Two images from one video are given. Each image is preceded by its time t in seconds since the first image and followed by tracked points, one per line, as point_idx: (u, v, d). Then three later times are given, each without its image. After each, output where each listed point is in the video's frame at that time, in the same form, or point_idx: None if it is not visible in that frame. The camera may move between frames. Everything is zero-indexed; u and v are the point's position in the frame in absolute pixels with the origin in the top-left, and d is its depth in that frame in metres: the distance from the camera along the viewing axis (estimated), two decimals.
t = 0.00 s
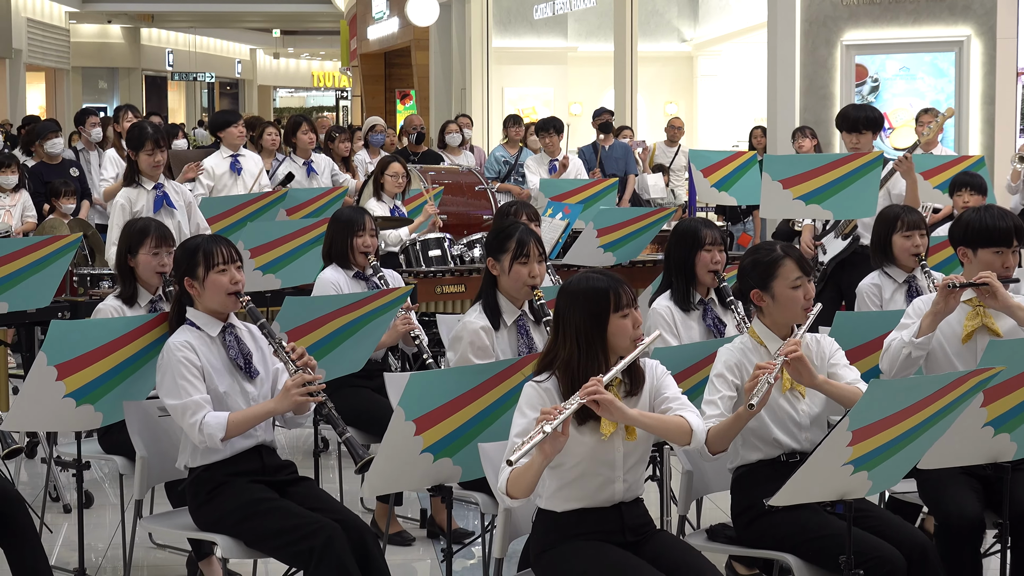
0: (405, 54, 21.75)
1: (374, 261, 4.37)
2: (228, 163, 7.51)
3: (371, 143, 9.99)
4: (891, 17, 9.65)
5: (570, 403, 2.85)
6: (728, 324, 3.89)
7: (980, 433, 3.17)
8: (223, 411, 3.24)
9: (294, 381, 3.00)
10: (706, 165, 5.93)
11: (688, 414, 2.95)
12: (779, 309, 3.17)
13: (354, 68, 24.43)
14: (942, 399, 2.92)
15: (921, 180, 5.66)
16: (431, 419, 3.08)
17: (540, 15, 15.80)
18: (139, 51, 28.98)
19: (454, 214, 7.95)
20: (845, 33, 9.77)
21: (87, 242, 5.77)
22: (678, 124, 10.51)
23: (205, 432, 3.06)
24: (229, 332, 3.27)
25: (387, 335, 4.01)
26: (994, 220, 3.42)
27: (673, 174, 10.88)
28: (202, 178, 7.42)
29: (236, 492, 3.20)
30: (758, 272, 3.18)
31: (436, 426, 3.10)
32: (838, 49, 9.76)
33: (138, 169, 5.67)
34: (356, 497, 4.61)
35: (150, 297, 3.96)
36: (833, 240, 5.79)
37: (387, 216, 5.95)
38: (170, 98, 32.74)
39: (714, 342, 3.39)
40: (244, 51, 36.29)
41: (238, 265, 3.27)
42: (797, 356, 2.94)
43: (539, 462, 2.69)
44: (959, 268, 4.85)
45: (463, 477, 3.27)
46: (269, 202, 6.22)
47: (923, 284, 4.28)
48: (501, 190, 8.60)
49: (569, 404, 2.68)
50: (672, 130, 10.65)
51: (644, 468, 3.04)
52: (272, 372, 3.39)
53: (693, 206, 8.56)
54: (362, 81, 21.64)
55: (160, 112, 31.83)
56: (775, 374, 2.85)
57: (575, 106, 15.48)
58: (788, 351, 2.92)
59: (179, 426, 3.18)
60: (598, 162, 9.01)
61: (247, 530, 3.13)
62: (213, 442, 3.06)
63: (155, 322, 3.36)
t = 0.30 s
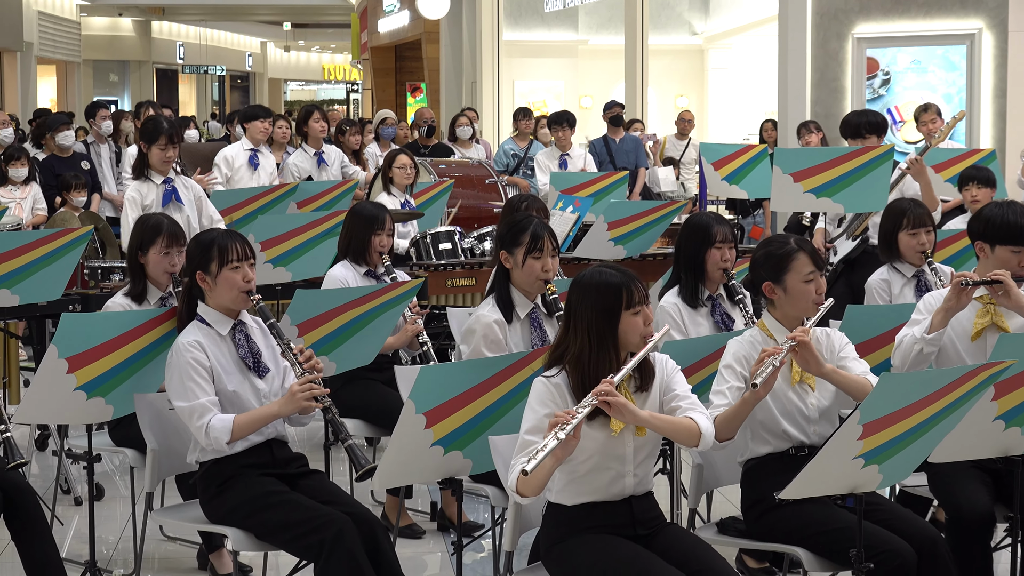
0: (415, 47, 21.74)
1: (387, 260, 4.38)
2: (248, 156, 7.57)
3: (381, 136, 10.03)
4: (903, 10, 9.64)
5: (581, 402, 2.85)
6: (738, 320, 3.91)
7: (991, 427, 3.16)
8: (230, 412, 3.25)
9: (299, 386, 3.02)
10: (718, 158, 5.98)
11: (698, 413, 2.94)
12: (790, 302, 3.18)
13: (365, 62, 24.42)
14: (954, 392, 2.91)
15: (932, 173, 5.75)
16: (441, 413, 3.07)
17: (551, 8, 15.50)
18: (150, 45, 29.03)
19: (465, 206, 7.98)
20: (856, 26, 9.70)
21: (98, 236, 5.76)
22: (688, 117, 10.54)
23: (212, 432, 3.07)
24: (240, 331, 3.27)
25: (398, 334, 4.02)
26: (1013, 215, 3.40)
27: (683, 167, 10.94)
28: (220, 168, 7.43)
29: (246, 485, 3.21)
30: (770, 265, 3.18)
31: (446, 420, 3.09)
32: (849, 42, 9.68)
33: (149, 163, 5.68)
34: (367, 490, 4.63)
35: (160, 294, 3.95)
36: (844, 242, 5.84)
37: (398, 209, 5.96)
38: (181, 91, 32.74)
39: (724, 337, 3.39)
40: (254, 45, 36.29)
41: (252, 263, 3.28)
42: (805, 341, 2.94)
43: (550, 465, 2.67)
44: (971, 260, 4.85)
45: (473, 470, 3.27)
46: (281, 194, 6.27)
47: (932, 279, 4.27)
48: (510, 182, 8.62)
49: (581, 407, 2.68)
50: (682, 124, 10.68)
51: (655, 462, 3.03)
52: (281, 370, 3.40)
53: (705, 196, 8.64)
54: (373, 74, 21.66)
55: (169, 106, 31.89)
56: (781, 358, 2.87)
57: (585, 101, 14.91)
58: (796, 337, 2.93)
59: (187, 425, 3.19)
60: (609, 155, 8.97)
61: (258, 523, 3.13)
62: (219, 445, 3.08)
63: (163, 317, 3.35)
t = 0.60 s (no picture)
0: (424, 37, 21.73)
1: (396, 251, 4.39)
2: (248, 146, 7.57)
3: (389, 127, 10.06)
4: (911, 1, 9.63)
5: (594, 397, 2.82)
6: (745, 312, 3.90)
7: (999, 418, 3.16)
8: (234, 411, 3.25)
9: (301, 392, 3.01)
10: (725, 150, 6.00)
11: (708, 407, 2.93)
12: (800, 293, 3.18)
13: (374, 54, 24.43)
14: (963, 383, 2.90)
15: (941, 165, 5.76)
16: (449, 403, 3.06)
17: None
18: (159, 35, 29.06)
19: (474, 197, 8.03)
20: (864, 17, 9.77)
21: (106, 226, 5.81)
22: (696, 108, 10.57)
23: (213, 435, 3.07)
24: (245, 330, 3.27)
25: (410, 326, 4.02)
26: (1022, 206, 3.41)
27: (692, 158, 10.98)
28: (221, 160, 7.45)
29: (255, 476, 3.20)
30: (779, 255, 3.18)
31: (454, 410, 3.09)
32: (858, 33, 9.76)
33: (161, 149, 5.69)
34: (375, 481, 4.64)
35: (168, 287, 3.95)
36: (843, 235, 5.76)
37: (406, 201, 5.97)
38: (189, 82, 32.74)
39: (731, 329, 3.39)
40: (263, 36, 36.25)
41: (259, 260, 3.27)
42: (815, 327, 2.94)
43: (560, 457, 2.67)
44: (981, 250, 4.85)
45: (481, 460, 3.26)
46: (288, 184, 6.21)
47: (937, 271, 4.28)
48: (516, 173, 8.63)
49: (592, 406, 2.68)
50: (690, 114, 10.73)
51: (663, 453, 3.02)
52: (287, 369, 3.39)
53: (714, 188, 8.66)
54: (381, 64, 21.66)
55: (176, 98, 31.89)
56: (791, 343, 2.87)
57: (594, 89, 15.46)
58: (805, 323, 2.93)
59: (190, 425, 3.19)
60: (617, 145, 9.00)
61: (267, 513, 3.13)
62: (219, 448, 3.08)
63: (168, 310, 3.35)
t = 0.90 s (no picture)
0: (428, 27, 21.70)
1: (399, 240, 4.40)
2: (243, 142, 7.59)
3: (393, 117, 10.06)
4: None
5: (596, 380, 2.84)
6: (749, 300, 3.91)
7: (1003, 408, 3.16)
8: (236, 403, 3.25)
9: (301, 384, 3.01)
10: (730, 140, 6.00)
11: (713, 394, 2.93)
12: (802, 281, 3.18)
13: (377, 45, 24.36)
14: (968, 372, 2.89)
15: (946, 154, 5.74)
16: (453, 393, 3.06)
17: None
18: (162, 26, 29.05)
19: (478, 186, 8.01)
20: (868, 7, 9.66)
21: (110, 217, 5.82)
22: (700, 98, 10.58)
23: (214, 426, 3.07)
24: (247, 320, 3.26)
25: (415, 312, 4.03)
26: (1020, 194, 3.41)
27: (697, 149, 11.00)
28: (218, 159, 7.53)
29: (258, 467, 3.21)
30: (780, 244, 3.19)
31: (458, 401, 3.08)
32: (862, 22, 9.65)
33: (165, 140, 5.69)
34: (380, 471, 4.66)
35: (172, 278, 3.96)
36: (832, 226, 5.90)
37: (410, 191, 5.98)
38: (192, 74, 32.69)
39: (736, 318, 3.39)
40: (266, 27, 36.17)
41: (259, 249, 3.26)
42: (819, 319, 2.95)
43: (565, 444, 2.67)
44: (982, 242, 4.85)
45: (486, 451, 3.27)
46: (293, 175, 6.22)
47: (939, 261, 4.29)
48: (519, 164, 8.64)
49: (596, 384, 2.67)
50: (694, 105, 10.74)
51: (667, 443, 3.02)
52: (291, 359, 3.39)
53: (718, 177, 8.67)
54: (385, 54, 21.63)
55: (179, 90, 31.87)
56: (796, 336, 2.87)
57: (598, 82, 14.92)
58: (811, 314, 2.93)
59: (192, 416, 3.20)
60: (622, 136, 9.00)
61: (271, 505, 3.13)
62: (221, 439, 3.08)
63: (171, 303, 3.35)
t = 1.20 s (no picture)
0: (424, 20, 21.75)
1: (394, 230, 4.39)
2: (245, 132, 7.59)
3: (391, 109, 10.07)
4: None
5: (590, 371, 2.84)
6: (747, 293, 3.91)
7: (1000, 400, 3.16)
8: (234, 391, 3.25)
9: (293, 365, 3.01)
10: (728, 131, 6.02)
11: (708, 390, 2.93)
12: (799, 273, 3.18)
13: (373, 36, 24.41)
14: (964, 363, 2.88)
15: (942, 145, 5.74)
16: (450, 387, 3.06)
17: None
18: (159, 20, 29.12)
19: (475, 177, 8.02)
20: None
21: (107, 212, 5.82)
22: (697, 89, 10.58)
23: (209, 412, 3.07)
24: (247, 307, 3.26)
25: (410, 303, 4.03)
26: (1011, 184, 3.41)
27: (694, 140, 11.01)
28: (219, 148, 7.51)
29: (255, 461, 3.20)
30: (777, 236, 3.19)
31: (455, 394, 3.08)
32: (859, 14, 9.70)
33: (160, 136, 5.67)
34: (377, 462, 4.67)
35: (170, 270, 3.97)
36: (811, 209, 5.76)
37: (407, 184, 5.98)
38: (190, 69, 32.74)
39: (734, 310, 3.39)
40: (264, 21, 36.19)
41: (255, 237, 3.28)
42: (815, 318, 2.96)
43: (562, 440, 2.67)
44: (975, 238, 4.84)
45: (483, 443, 3.26)
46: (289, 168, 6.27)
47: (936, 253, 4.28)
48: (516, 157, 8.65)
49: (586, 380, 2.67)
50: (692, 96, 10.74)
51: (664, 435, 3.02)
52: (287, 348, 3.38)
53: (715, 171, 8.67)
54: (382, 46, 21.71)
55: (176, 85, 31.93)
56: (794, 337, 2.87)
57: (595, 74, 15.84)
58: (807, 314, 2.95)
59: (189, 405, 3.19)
60: (619, 129, 9.00)
61: (268, 499, 3.13)
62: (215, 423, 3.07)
63: (172, 293, 3.34)
